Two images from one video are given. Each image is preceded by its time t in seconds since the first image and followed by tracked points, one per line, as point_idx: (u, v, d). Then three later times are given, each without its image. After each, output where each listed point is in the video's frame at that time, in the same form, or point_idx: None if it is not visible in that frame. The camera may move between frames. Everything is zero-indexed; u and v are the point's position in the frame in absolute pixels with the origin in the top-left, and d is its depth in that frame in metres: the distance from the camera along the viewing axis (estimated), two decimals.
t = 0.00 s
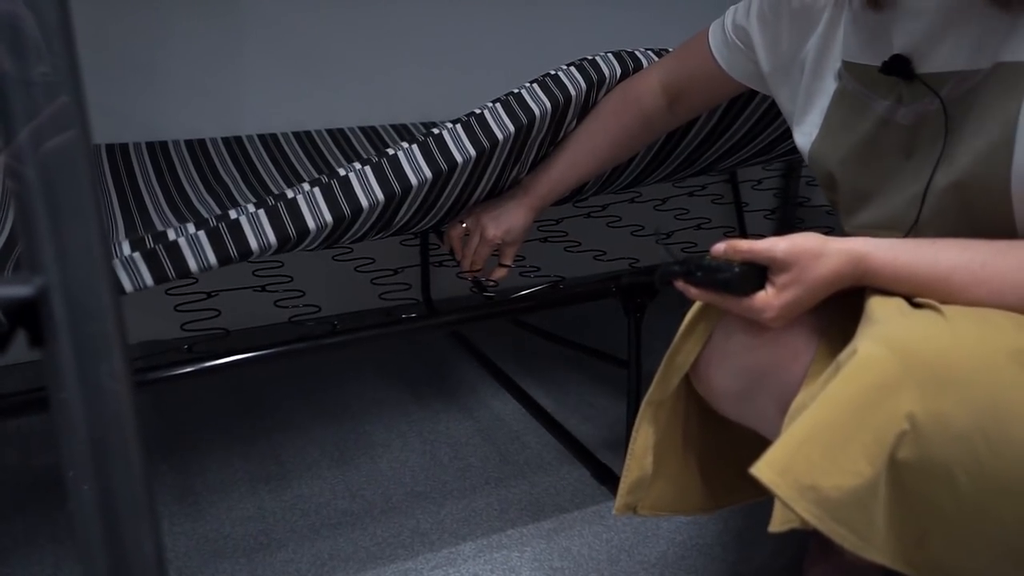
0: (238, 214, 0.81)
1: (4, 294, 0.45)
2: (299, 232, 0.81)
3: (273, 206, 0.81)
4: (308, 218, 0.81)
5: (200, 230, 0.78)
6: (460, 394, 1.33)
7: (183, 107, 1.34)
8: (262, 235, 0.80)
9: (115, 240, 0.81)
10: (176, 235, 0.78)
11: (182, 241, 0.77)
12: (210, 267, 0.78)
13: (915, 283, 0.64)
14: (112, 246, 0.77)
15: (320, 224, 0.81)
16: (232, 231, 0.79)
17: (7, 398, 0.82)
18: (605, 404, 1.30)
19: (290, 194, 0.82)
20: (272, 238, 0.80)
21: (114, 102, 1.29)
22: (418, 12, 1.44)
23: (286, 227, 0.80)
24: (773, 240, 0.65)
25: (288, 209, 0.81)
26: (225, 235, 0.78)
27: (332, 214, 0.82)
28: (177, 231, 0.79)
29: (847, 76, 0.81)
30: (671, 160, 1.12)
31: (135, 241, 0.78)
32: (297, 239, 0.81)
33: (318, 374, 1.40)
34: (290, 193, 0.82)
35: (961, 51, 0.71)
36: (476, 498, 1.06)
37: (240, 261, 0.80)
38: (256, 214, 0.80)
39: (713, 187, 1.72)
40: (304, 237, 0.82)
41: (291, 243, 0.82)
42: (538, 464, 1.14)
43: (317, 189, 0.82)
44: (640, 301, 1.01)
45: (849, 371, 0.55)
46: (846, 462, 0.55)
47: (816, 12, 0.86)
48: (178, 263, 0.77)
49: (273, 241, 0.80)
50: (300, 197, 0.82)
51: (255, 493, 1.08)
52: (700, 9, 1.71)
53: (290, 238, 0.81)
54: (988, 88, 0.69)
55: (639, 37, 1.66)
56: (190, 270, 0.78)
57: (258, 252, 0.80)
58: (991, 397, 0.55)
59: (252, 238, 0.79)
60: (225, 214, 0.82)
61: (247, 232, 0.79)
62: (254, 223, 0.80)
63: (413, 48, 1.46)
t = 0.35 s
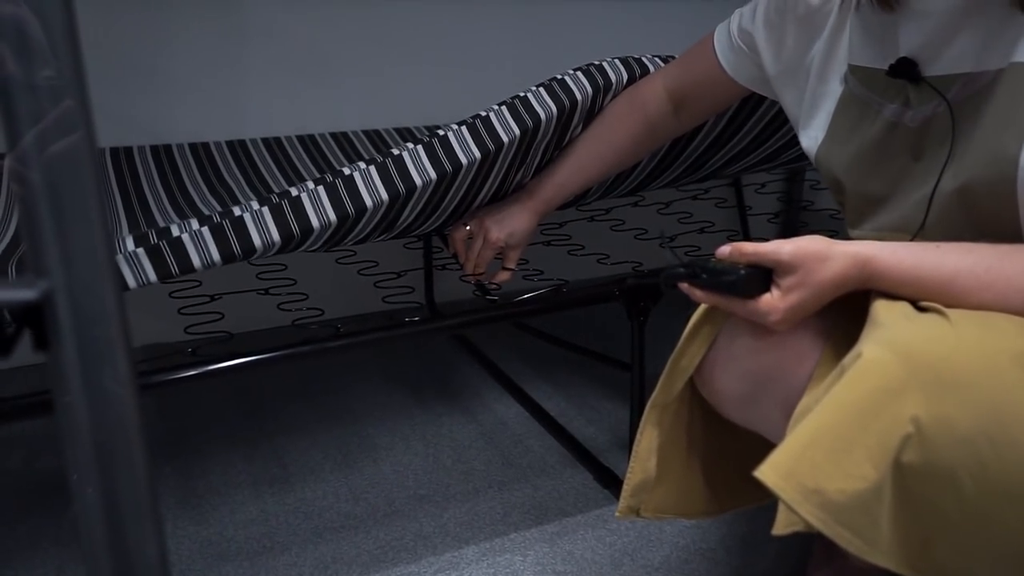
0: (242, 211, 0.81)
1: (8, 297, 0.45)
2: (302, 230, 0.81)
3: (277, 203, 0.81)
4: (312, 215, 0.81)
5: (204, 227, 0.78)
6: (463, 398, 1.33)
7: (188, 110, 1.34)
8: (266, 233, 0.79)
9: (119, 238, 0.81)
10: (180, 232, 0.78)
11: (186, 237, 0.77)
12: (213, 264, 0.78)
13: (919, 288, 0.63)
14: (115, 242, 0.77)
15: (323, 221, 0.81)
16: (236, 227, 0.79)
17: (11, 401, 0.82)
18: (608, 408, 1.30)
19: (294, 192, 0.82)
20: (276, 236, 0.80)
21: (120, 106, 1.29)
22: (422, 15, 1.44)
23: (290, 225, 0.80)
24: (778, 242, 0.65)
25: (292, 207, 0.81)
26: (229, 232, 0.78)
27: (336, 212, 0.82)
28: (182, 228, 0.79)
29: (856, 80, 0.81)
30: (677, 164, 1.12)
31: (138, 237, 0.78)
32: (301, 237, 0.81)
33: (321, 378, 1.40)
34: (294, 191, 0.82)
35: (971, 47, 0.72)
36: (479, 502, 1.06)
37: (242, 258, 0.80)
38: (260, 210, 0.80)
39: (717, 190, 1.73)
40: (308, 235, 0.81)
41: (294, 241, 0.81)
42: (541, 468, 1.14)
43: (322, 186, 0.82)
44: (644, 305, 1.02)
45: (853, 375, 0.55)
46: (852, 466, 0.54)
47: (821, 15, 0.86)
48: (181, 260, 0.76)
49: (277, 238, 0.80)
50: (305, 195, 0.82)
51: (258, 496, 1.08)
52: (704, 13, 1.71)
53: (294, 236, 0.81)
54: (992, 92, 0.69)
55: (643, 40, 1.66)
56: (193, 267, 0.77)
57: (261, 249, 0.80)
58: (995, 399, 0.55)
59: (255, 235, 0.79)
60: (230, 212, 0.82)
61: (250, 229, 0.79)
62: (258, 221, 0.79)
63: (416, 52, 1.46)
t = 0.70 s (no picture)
0: (247, 213, 0.81)
1: (15, 300, 0.45)
2: (307, 233, 0.80)
3: (282, 206, 0.80)
4: (317, 218, 0.81)
5: (209, 230, 0.78)
6: (467, 400, 1.33)
7: (192, 113, 1.34)
8: (271, 235, 0.79)
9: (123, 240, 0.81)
10: (185, 234, 0.78)
11: (191, 240, 0.77)
12: (218, 267, 0.78)
13: (928, 290, 0.63)
14: (120, 245, 0.77)
15: (328, 224, 0.81)
16: (241, 231, 0.79)
17: (16, 404, 0.82)
18: (612, 411, 1.30)
19: (299, 194, 0.82)
20: (281, 238, 0.79)
21: (124, 108, 1.29)
22: (426, 19, 1.44)
23: (295, 227, 0.80)
24: (785, 246, 0.65)
25: (297, 209, 0.80)
26: (234, 235, 0.78)
27: (341, 215, 0.82)
28: (186, 230, 0.79)
29: (869, 89, 0.80)
30: (681, 166, 1.11)
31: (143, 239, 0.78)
32: (306, 239, 0.81)
33: (324, 380, 1.40)
34: (299, 193, 0.82)
35: (981, 49, 0.72)
36: (483, 505, 1.06)
37: (248, 261, 0.80)
38: (265, 213, 0.80)
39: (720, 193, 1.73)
40: (313, 237, 0.81)
41: (299, 243, 0.81)
42: (545, 471, 1.14)
43: (327, 189, 0.82)
44: (648, 309, 1.01)
45: (862, 378, 0.55)
46: (861, 469, 0.54)
47: (829, 17, 0.86)
48: (186, 263, 0.77)
49: (282, 241, 0.80)
50: (310, 198, 0.82)
51: (262, 499, 1.07)
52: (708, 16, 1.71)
53: (299, 238, 0.80)
54: (1000, 96, 0.69)
55: (646, 43, 1.66)
56: (199, 269, 0.77)
57: (267, 251, 0.80)
58: (1003, 402, 0.56)
59: (261, 238, 0.79)
60: (234, 212, 0.82)
61: (255, 232, 0.79)
62: (263, 224, 0.79)
63: (420, 56, 1.46)
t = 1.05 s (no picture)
0: (244, 196, 0.82)
1: (20, 302, 0.46)
2: (305, 215, 0.81)
3: (279, 188, 0.81)
4: (313, 199, 0.81)
5: (206, 214, 0.79)
6: (470, 402, 1.33)
7: (194, 114, 1.34)
8: (268, 218, 0.80)
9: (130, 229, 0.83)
10: (182, 220, 0.79)
11: (189, 225, 0.78)
12: (217, 252, 0.79)
13: (923, 297, 0.63)
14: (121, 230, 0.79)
15: (326, 204, 0.82)
16: (238, 213, 0.79)
17: (18, 406, 0.82)
18: (615, 412, 1.30)
19: (296, 177, 0.83)
20: (278, 220, 0.80)
21: (127, 110, 1.30)
22: (428, 20, 1.44)
23: (292, 209, 0.80)
24: (777, 258, 0.65)
25: (294, 191, 0.81)
26: (231, 219, 0.79)
27: (337, 195, 0.82)
28: (184, 215, 0.80)
29: (870, 84, 0.80)
30: (682, 146, 1.11)
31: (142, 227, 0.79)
32: (304, 222, 0.82)
33: (327, 382, 1.40)
34: (296, 176, 0.83)
35: (981, 45, 0.72)
36: (485, 507, 1.06)
37: (247, 246, 0.80)
38: (262, 196, 0.81)
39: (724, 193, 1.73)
40: (312, 219, 0.82)
41: (298, 226, 0.82)
42: (547, 472, 1.14)
43: (323, 171, 0.83)
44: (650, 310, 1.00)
45: (860, 388, 0.55)
46: (862, 481, 0.54)
47: (827, 9, 0.85)
48: (184, 247, 0.77)
49: (279, 223, 0.80)
50: (306, 179, 0.82)
51: (264, 500, 1.08)
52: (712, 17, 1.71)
53: (297, 221, 0.81)
54: (997, 94, 0.69)
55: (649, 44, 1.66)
56: (197, 254, 0.78)
57: (265, 235, 0.80)
58: (1004, 409, 0.55)
59: (258, 220, 0.80)
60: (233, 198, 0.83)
61: (252, 214, 0.80)
62: (260, 206, 0.80)
63: (423, 57, 1.46)
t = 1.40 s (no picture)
0: (248, 214, 0.82)
1: (17, 301, 0.45)
2: (309, 233, 0.80)
3: (284, 207, 0.81)
4: (318, 217, 0.81)
5: (210, 231, 0.79)
6: (470, 402, 1.33)
7: (193, 115, 1.35)
8: (273, 235, 0.80)
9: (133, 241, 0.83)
10: (187, 236, 0.79)
11: (194, 242, 0.78)
12: (220, 268, 0.78)
13: (913, 298, 0.63)
14: (127, 248, 0.79)
15: (329, 223, 0.81)
16: (242, 230, 0.79)
17: (18, 406, 0.82)
18: (615, 413, 1.30)
19: (300, 195, 0.83)
20: (283, 238, 0.80)
21: (127, 111, 1.30)
22: (429, 21, 1.44)
23: (297, 227, 0.80)
24: (766, 260, 0.65)
25: (298, 209, 0.81)
26: (236, 235, 0.79)
27: (341, 214, 0.82)
28: (189, 232, 0.80)
29: (854, 87, 0.81)
30: (686, 159, 1.10)
31: (147, 242, 0.79)
32: (308, 239, 0.81)
33: (327, 382, 1.40)
34: (300, 194, 0.83)
35: (964, 48, 0.72)
36: (485, 506, 1.06)
37: (250, 262, 0.80)
38: (267, 214, 0.81)
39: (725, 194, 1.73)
40: (315, 237, 0.81)
41: (302, 243, 0.81)
42: (547, 472, 1.14)
43: (327, 189, 0.82)
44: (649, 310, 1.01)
45: (846, 395, 0.56)
46: (847, 486, 0.55)
47: (818, 13, 0.85)
48: (189, 264, 0.77)
49: (283, 241, 0.80)
50: (310, 197, 0.82)
51: (264, 500, 1.08)
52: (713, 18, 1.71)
53: (301, 238, 0.80)
54: (983, 96, 0.69)
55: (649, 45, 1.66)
56: (200, 270, 0.77)
57: (269, 252, 0.80)
58: (990, 414, 0.55)
59: (262, 238, 0.79)
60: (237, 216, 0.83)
61: (257, 232, 0.79)
62: (265, 224, 0.80)
63: (423, 58, 1.47)
